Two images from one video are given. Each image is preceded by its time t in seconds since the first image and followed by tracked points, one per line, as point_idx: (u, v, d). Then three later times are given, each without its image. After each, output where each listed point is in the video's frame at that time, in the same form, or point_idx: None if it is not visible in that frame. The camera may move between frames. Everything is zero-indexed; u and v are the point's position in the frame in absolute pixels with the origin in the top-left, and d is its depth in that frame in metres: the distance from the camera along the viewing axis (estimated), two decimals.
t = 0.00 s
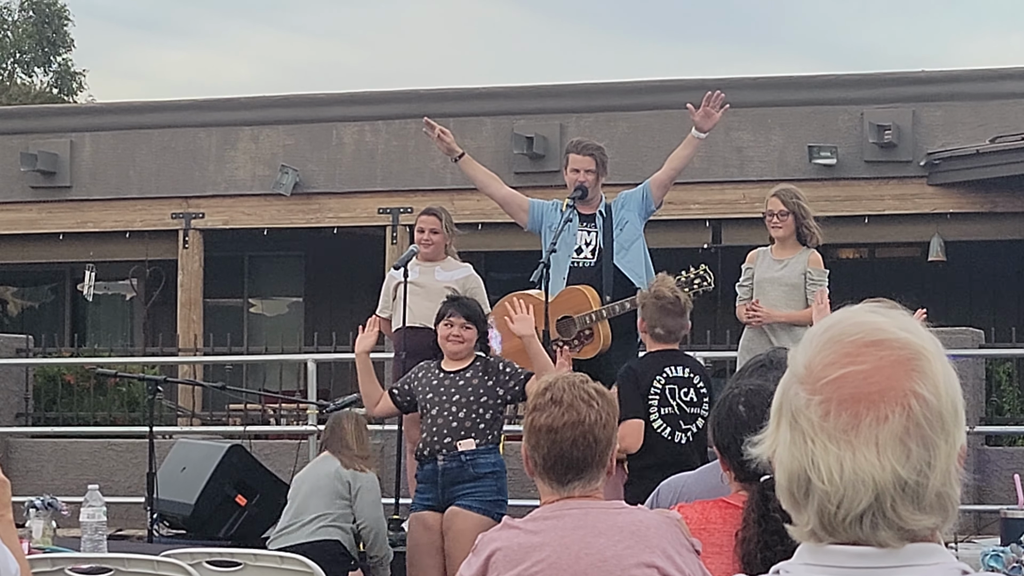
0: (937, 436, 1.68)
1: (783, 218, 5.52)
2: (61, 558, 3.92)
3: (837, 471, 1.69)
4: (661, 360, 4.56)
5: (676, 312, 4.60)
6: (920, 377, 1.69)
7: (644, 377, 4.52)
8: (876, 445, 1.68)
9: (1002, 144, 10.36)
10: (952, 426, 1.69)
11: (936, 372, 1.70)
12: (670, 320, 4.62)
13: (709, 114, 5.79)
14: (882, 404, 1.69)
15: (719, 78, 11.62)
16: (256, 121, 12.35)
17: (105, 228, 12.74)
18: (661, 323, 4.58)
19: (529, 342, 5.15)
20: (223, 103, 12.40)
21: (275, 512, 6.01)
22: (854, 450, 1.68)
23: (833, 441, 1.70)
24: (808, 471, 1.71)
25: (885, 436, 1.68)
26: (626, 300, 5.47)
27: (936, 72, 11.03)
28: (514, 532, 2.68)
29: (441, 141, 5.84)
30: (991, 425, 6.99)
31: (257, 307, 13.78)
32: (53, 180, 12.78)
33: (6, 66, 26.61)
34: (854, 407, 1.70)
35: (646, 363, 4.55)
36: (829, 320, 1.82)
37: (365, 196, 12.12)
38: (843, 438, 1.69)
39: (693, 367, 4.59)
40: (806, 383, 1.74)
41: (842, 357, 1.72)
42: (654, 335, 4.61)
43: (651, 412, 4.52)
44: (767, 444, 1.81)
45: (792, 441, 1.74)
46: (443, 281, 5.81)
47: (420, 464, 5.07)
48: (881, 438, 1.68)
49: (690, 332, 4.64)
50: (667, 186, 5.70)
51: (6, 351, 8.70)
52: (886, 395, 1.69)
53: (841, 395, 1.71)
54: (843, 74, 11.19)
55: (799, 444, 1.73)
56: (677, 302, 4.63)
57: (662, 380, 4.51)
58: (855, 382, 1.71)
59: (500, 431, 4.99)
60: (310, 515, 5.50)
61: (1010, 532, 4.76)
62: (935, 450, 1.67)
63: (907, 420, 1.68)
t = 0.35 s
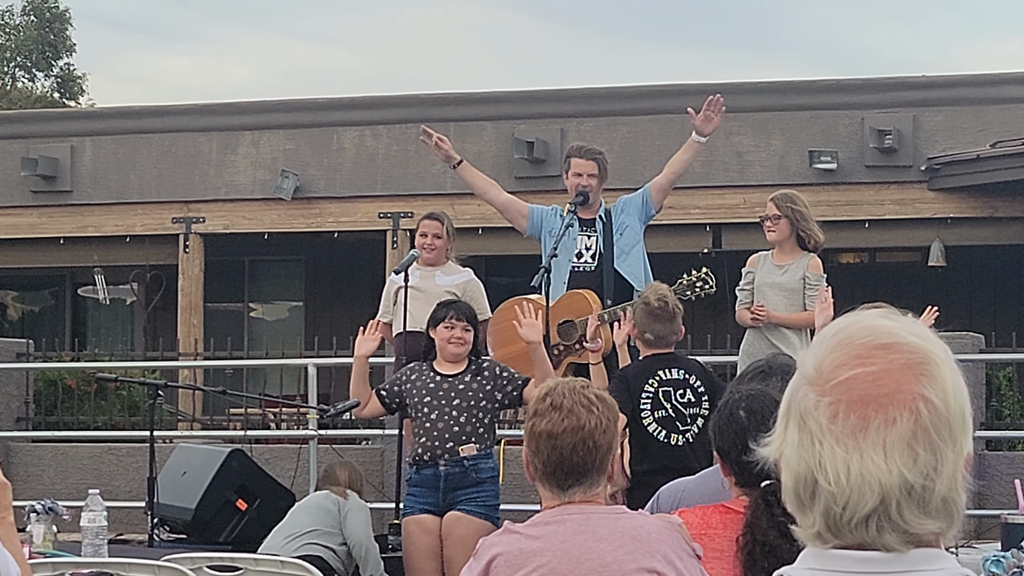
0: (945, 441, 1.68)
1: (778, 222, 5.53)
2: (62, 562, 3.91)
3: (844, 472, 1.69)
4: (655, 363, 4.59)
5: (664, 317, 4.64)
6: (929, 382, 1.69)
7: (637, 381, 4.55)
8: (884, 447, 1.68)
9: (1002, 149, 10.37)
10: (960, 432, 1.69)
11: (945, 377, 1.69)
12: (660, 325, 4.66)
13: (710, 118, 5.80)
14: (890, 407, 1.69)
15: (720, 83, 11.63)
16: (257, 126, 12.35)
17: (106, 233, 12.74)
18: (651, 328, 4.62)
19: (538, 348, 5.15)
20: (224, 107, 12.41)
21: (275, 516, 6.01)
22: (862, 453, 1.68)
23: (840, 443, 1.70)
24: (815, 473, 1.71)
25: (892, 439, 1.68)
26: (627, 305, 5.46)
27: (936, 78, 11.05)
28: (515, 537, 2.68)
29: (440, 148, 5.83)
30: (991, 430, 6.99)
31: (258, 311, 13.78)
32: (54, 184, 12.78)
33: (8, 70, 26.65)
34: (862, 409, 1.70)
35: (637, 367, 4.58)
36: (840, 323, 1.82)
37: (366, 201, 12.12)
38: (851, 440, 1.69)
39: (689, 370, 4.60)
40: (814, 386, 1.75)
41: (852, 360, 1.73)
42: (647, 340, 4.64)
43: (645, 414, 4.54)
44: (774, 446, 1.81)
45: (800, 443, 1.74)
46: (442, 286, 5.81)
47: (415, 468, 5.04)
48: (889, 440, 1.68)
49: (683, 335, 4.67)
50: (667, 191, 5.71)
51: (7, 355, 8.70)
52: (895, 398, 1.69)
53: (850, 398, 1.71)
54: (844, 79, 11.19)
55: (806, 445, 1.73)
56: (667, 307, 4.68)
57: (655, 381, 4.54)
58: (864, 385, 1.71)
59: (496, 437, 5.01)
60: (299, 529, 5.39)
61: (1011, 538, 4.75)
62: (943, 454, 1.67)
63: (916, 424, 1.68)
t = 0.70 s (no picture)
0: (938, 442, 1.68)
1: (770, 223, 5.55)
2: (62, 561, 3.91)
3: (838, 476, 1.69)
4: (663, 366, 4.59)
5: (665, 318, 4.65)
6: (921, 383, 1.69)
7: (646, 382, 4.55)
8: (877, 450, 1.68)
9: (1002, 152, 10.38)
10: (953, 433, 1.69)
11: (936, 379, 1.70)
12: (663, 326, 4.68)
13: (709, 120, 5.82)
14: (882, 409, 1.69)
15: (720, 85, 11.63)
16: (257, 128, 12.36)
17: (106, 235, 12.74)
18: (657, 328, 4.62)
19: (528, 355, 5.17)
20: (224, 109, 12.41)
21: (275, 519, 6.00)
22: (855, 455, 1.68)
23: (834, 447, 1.70)
24: (808, 477, 1.72)
25: (886, 442, 1.68)
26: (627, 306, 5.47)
27: (937, 80, 11.05)
28: (516, 539, 2.68)
29: (438, 151, 5.83)
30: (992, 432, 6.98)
31: (259, 314, 13.77)
32: (54, 186, 12.78)
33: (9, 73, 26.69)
34: (854, 412, 1.70)
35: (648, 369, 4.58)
36: (830, 327, 1.82)
37: (366, 203, 12.13)
38: (843, 443, 1.69)
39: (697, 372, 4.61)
40: (806, 390, 1.75)
41: (842, 363, 1.73)
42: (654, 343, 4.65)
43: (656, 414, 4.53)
44: (767, 451, 1.81)
45: (792, 447, 1.74)
46: (444, 283, 5.82)
47: (408, 472, 5.01)
48: (882, 443, 1.68)
49: (684, 337, 4.69)
50: (666, 193, 5.71)
51: (7, 357, 8.70)
52: (886, 401, 1.69)
53: (842, 401, 1.71)
54: (844, 81, 11.19)
55: (799, 450, 1.73)
56: (669, 308, 4.70)
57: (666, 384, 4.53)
58: (855, 388, 1.71)
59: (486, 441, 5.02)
60: (282, 499, 5.52)
61: (1011, 539, 4.75)
62: (935, 456, 1.67)
63: (909, 426, 1.68)
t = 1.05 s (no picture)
0: (949, 443, 1.69)
1: (768, 225, 5.57)
2: (62, 564, 3.91)
3: (847, 477, 1.69)
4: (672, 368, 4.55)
5: (680, 318, 4.58)
6: (931, 384, 1.70)
7: (651, 381, 4.52)
8: (887, 451, 1.69)
9: (1002, 154, 10.38)
10: (962, 433, 1.70)
11: (945, 379, 1.70)
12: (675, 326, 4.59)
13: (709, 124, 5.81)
14: (892, 410, 1.70)
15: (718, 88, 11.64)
16: (257, 131, 12.36)
17: (105, 238, 12.74)
18: (671, 328, 4.56)
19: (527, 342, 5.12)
20: (223, 112, 12.41)
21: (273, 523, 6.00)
22: (865, 457, 1.69)
23: (843, 448, 1.70)
24: (817, 478, 1.72)
25: (896, 443, 1.68)
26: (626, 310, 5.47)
27: (936, 82, 11.05)
28: (515, 542, 2.68)
29: (437, 154, 5.83)
30: (992, 435, 6.99)
31: (258, 316, 13.77)
32: (53, 189, 12.78)
33: (8, 75, 26.68)
34: (865, 413, 1.71)
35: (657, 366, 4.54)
36: (837, 328, 1.83)
37: (366, 206, 12.13)
38: (853, 444, 1.70)
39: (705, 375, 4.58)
40: (816, 391, 1.75)
41: (851, 363, 1.73)
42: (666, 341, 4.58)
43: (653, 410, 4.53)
44: (774, 452, 1.81)
45: (801, 448, 1.74)
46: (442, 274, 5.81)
47: (412, 474, 4.97)
48: (893, 443, 1.69)
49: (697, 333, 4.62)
50: (664, 196, 5.71)
51: (6, 360, 8.69)
52: (896, 401, 1.70)
53: (851, 401, 1.72)
54: (843, 84, 11.19)
55: (808, 452, 1.73)
56: (679, 308, 4.58)
57: (671, 387, 4.49)
58: (866, 388, 1.71)
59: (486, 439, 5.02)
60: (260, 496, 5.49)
61: (1011, 543, 4.74)
62: (945, 457, 1.68)
63: (919, 426, 1.68)
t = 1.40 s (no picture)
0: (949, 440, 1.69)
1: (774, 231, 5.55)
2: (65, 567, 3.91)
3: (850, 476, 1.69)
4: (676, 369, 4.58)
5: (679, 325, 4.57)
6: (930, 382, 1.70)
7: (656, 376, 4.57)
8: (889, 450, 1.69)
9: (1004, 157, 10.38)
10: (962, 430, 1.71)
11: (944, 377, 1.71)
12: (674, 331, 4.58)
13: (710, 126, 5.78)
14: (893, 409, 1.70)
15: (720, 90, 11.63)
16: (258, 134, 12.36)
17: (108, 241, 12.75)
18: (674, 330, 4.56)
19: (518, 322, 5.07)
20: (225, 116, 12.41)
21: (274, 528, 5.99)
22: (867, 456, 1.69)
23: (846, 447, 1.70)
24: (819, 479, 1.72)
25: (897, 441, 1.69)
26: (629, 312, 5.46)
27: (938, 85, 11.04)
28: (518, 546, 2.68)
29: (438, 157, 5.81)
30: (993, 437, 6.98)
31: (259, 320, 13.77)
32: (55, 193, 12.79)
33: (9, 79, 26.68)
34: (866, 412, 1.71)
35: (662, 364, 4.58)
36: (834, 329, 1.83)
37: (368, 209, 12.14)
38: (854, 443, 1.70)
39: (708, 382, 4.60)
40: (816, 392, 1.75)
41: (850, 363, 1.73)
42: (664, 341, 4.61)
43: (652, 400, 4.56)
44: (774, 454, 1.81)
45: (802, 449, 1.74)
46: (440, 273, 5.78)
47: (440, 476, 4.84)
48: (894, 443, 1.69)
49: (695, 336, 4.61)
50: (665, 199, 5.71)
51: (8, 364, 8.69)
52: (897, 400, 1.70)
53: (852, 402, 1.71)
54: (845, 86, 11.19)
55: (809, 452, 1.73)
56: (678, 317, 4.56)
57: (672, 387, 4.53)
58: (867, 388, 1.71)
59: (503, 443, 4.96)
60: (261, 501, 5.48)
61: (1013, 546, 4.74)
62: (947, 454, 1.69)
63: (920, 424, 1.69)
